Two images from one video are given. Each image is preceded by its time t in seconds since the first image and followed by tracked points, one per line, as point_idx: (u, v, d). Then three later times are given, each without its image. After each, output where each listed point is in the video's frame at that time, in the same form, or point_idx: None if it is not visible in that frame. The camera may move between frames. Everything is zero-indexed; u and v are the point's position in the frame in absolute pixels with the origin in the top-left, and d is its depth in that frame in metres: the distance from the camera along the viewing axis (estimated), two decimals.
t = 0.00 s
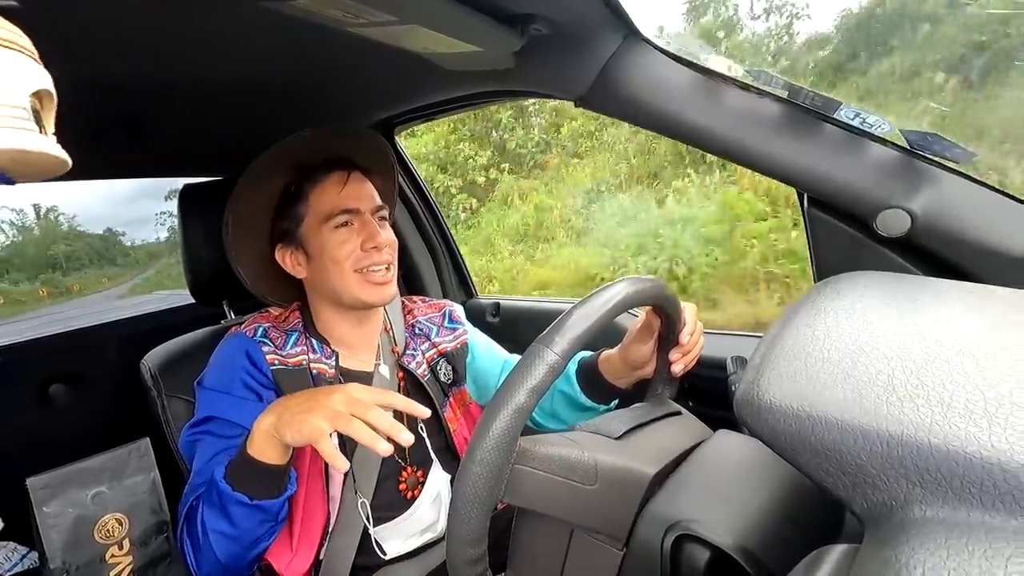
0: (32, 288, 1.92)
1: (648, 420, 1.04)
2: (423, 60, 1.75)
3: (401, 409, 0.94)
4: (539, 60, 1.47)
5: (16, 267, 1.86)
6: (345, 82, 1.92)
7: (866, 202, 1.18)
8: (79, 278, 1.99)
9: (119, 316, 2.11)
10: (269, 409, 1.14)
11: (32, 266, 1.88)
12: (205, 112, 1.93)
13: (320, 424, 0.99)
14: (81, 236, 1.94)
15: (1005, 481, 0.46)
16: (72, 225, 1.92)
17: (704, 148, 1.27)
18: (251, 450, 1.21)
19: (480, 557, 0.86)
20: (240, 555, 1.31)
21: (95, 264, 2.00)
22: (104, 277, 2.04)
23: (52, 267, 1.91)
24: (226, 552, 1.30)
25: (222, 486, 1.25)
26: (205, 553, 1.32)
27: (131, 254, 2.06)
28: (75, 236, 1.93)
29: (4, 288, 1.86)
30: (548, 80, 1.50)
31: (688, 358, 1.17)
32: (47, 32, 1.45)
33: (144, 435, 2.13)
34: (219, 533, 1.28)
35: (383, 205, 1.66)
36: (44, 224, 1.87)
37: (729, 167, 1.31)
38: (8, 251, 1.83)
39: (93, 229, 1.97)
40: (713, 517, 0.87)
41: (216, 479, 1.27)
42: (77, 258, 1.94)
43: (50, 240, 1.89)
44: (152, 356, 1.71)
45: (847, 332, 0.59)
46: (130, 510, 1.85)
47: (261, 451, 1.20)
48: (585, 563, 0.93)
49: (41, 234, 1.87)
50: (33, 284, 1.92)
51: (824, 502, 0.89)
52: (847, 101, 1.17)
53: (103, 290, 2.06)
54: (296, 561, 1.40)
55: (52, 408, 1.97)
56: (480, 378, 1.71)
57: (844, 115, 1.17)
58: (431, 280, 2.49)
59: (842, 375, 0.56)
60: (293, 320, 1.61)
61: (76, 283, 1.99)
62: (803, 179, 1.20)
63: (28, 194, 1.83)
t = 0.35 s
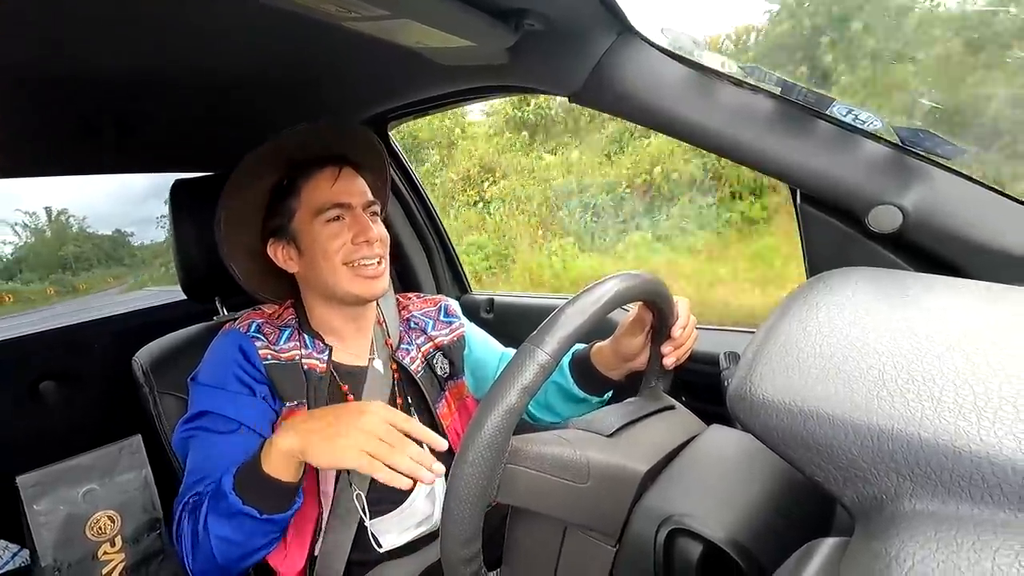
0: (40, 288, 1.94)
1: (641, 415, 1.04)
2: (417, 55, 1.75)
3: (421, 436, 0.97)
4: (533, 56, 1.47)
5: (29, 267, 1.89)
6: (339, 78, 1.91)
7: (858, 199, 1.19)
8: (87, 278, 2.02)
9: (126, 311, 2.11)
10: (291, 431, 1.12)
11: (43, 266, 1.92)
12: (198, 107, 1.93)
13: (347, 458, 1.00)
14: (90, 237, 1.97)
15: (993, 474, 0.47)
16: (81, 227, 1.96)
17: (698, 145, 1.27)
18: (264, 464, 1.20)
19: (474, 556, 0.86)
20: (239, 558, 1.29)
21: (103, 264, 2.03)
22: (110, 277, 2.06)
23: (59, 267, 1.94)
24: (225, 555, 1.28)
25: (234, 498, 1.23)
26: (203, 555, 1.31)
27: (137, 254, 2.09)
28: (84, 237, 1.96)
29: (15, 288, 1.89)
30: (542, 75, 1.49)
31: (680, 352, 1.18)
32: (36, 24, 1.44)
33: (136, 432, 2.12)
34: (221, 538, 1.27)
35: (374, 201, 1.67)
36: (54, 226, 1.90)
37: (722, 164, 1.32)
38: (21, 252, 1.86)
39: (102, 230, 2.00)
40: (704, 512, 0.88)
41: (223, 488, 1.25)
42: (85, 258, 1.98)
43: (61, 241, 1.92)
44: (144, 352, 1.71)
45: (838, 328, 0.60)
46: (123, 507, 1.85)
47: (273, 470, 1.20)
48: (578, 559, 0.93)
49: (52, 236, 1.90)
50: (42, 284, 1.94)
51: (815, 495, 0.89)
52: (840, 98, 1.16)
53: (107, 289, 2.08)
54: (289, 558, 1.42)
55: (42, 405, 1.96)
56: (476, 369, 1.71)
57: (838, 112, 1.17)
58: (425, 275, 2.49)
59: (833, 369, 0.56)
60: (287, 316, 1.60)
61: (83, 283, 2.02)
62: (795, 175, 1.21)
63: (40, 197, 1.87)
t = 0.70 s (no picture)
0: (48, 288, 2.02)
1: (633, 415, 1.04)
2: (414, 52, 1.75)
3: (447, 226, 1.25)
4: (529, 54, 1.47)
5: (40, 267, 1.98)
6: (336, 75, 1.92)
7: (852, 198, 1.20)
8: (93, 278, 2.09)
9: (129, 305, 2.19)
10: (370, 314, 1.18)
11: (54, 266, 2.00)
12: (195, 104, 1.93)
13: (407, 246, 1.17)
14: (99, 239, 2.05)
15: (982, 472, 0.47)
16: (90, 228, 2.03)
17: (693, 143, 1.27)
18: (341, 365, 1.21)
19: (468, 554, 0.87)
20: (344, 498, 1.21)
21: (111, 264, 2.10)
22: (115, 277, 2.12)
23: (69, 267, 2.03)
24: (333, 494, 1.19)
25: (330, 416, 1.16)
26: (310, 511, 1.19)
27: (144, 253, 2.15)
28: (93, 238, 2.03)
29: (27, 287, 1.97)
30: (539, 73, 1.50)
31: (672, 352, 1.18)
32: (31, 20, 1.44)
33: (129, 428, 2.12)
34: (327, 474, 1.17)
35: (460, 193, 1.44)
36: (65, 228, 1.97)
37: (716, 163, 1.32)
38: (33, 252, 1.94)
39: (111, 231, 2.07)
40: (698, 509, 0.88)
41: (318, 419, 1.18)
42: (94, 257, 2.06)
43: (71, 243, 2.00)
44: (137, 348, 1.70)
45: (833, 327, 0.60)
46: (114, 504, 1.85)
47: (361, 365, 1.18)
48: (571, 558, 0.93)
49: (62, 237, 1.97)
50: (51, 283, 2.02)
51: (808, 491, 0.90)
52: (834, 98, 1.17)
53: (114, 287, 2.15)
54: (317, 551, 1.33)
55: (33, 401, 1.95)
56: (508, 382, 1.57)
57: (832, 112, 1.18)
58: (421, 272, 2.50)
59: (826, 368, 0.56)
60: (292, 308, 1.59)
61: (89, 283, 2.09)
62: (788, 174, 1.22)
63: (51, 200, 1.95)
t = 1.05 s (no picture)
0: (57, 287, 2.01)
1: (624, 418, 1.04)
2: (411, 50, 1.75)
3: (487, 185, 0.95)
4: (527, 53, 1.47)
5: (51, 267, 1.96)
6: (334, 73, 1.92)
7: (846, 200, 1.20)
8: (100, 277, 2.08)
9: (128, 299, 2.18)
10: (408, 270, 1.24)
11: (63, 266, 1.99)
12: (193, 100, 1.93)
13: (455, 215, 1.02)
14: (107, 240, 2.03)
15: (973, 473, 0.48)
16: (99, 230, 2.00)
17: (689, 144, 1.27)
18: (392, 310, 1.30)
19: (462, 562, 0.83)
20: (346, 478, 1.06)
21: (118, 264, 2.08)
22: (121, 276, 2.12)
23: (78, 268, 2.01)
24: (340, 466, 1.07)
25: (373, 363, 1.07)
26: (311, 455, 1.08)
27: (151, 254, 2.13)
28: (102, 240, 2.02)
29: (37, 286, 1.95)
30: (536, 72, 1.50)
31: (669, 344, 1.19)
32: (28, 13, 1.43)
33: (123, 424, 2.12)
34: (343, 449, 1.05)
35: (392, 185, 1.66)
36: (75, 230, 1.96)
37: (712, 164, 1.32)
38: (46, 252, 1.93)
39: (119, 231, 2.04)
40: (692, 508, 0.89)
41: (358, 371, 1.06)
42: (103, 258, 2.05)
43: (80, 244, 1.98)
44: (129, 347, 1.70)
45: (825, 327, 0.60)
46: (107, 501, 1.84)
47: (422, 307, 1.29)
48: (564, 562, 0.94)
49: (73, 238, 1.95)
50: (60, 283, 2.01)
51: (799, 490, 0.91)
52: (830, 101, 1.18)
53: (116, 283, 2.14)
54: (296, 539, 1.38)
55: (25, 396, 1.94)
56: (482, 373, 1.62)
57: (828, 114, 1.18)
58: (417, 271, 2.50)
59: (819, 369, 0.57)
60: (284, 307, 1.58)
61: (96, 282, 2.08)
62: (786, 175, 1.22)
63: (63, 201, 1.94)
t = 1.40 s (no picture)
0: (65, 286, 2.02)
1: (622, 413, 1.05)
2: (411, 46, 1.75)
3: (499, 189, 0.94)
4: (526, 50, 1.47)
5: (61, 268, 1.98)
6: (333, 69, 1.92)
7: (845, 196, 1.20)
8: (108, 276, 2.09)
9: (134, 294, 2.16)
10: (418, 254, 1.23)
11: (74, 266, 2.01)
12: (192, 96, 1.93)
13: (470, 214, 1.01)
14: (116, 240, 2.02)
15: (969, 468, 0.48)
16: (108, 230, 1.99)
17: (688, 140, 1.28)
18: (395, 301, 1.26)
19: (460, 556, 0.83)
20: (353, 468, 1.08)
21: (126, 262, 2.08)
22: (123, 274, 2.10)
23: (87, 266, 2.03)
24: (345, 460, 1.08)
25: (376, 361, 1.07)
26: (319, 449, 1.08)
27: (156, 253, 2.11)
28: (110, 241, 2.01)
29: (48, 286, 1.98)
30: (535, 69, 1.50)
31: (668, 341, 1.19)
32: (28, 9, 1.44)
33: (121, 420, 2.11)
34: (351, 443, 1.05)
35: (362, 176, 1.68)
36: (82, 231, 1.95)
37: (711, 161, 1.33)
38: (58, 253, 1.95)
39: (128, 232, 2.03)
40: (690, 505, 0.89)
41: (361, 367, 1.07)
42: (111, 257, 2.05)
43: (89, 244, 1.98)
44: (127, 342, 1.70)
45: (822, 324, 0.60)
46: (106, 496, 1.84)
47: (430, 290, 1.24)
48: (563, 557, 0.94)
49: (83, 239, 1.96)
50: (69, 282, 2.02)
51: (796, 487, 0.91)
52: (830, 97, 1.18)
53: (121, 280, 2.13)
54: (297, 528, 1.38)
55: (23, 392, 1.94)
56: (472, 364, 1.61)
57: (827, 110, 1.19)
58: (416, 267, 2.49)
59: (816, 365, 0.57)
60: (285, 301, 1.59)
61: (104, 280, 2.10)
62: (785, 170, 1.22)
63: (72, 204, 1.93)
